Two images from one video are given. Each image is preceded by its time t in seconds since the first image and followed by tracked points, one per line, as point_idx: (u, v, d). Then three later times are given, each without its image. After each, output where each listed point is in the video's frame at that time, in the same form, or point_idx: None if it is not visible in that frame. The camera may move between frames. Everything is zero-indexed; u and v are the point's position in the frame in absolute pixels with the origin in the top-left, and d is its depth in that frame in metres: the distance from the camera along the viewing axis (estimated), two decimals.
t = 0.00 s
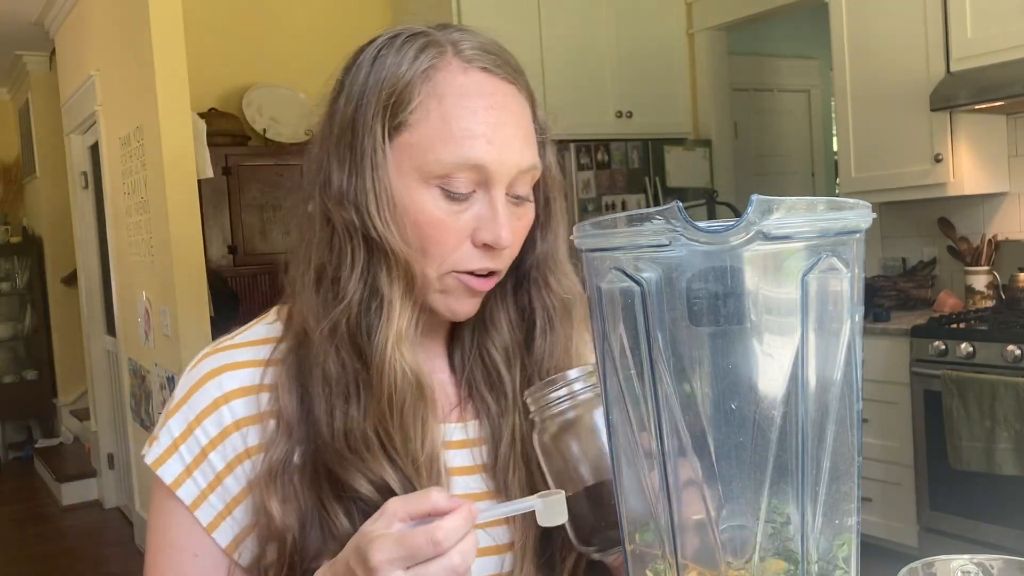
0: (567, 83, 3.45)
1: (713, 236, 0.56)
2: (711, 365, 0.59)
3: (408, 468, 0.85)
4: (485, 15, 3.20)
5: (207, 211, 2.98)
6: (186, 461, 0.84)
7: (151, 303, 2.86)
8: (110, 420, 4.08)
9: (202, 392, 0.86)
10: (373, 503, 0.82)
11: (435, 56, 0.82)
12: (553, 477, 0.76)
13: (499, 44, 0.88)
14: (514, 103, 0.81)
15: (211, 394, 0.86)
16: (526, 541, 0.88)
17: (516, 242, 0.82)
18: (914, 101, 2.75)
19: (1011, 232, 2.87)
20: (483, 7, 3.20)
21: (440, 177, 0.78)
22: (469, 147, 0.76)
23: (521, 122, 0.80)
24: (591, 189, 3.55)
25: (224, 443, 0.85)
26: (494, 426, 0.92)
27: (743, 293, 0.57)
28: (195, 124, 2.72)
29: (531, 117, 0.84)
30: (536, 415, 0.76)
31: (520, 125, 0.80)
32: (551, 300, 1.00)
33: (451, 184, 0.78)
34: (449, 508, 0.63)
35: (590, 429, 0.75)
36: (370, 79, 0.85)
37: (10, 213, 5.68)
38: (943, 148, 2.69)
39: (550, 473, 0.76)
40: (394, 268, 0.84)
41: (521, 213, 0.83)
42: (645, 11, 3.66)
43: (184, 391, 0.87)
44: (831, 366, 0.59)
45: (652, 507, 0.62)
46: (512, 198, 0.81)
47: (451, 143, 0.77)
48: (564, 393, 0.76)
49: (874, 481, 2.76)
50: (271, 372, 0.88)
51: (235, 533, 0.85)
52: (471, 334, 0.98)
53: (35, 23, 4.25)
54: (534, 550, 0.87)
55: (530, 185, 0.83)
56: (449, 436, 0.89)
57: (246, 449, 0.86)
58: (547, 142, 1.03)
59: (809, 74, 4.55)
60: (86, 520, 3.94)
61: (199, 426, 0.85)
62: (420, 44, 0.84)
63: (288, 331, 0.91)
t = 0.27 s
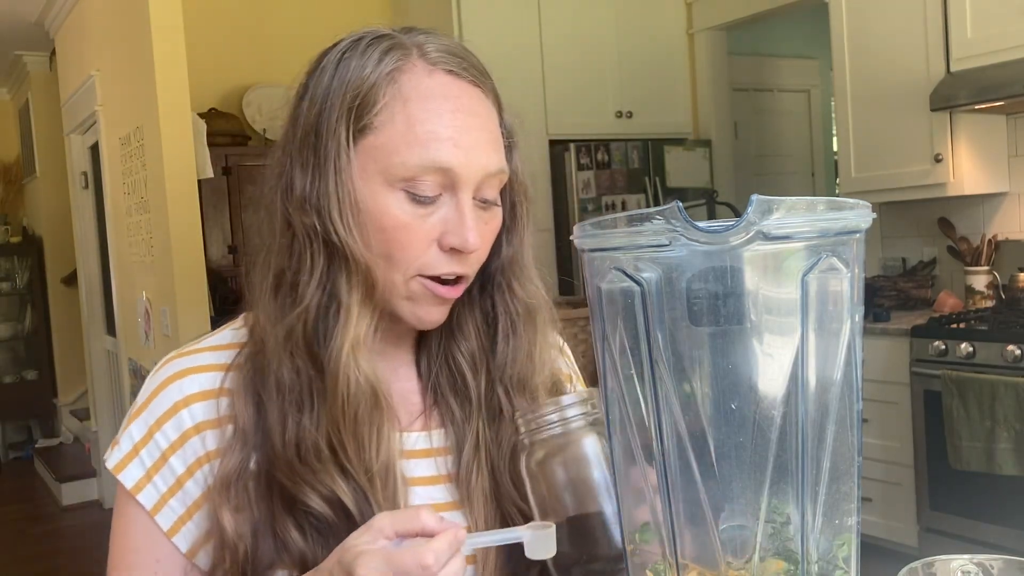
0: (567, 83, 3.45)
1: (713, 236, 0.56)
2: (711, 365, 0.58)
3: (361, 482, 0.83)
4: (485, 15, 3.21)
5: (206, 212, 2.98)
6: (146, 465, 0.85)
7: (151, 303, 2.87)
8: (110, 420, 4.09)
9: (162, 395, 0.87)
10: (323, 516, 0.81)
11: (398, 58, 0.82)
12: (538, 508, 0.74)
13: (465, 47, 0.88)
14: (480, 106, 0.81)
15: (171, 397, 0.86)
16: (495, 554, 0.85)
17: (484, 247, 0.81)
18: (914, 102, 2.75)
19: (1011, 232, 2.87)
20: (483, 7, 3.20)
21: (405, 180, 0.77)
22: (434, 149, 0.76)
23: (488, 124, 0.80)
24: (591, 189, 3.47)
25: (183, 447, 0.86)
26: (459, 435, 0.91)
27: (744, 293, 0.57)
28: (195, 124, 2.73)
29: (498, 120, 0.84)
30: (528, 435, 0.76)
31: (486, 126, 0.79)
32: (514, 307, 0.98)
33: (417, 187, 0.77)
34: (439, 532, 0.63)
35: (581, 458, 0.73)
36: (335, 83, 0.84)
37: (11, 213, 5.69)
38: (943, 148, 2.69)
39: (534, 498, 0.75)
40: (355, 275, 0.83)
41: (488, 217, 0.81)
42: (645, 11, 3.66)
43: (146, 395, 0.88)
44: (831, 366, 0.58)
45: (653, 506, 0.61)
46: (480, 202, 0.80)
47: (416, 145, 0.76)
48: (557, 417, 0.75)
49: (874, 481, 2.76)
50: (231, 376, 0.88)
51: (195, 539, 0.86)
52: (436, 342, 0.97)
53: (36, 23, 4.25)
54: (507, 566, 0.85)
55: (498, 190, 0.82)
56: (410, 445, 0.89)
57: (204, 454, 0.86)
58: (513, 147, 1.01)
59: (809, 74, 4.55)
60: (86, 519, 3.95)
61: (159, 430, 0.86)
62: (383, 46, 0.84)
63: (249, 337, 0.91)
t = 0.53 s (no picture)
0: (566, 83, 3.45)
1: (713, 235, 0.56)
2: (710, 365, 0.58)
3: (361, 486, 0.83)
4: (485, 16, 3.20)
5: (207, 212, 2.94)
6: (129, 489, 0.83)
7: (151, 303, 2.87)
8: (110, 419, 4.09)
9: (142, 416, 0.85)
10: (325, 527, 0.80)
11: (387, 59, 0.83)
12: (538, 517, 0.73)
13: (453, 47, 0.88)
14: (469, 110, 0.82)
15: (152, 417, 0.84)
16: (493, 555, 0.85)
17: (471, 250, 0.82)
18: (913, 102, 2.76)
19: (1011, 232, 2.87)
20: (483, 7, 3.20)
21: (396, 183, 0.77)
22: (425, 152, 0.76)
23: (477, 129, 0.81)
24: (591, 189, 3.47)
25: (168, 468, 0.84)
26: (452, 437, 0.92)
27: (743, 293, 0.57)
28: (195, 124, 2.73)
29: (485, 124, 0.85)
30: (525, 446, 0.73)
31: (476, 131, 0.80)
32: (508, 310, 1.00)
33: (406, 190, 0.78)
34: (440, 554, 0.63)
35: (579, 471, 0.71)
36: (326, 82, 0.83)
37: (11, 214, 5.69)
38: (943, 149, 2.69)
39: (534, 510, 0.73)
40: (349, 277, 0.83)
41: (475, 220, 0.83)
42: (645, 11, 3.66)
43: (125, 417, 0.86)
44: (830, 366, 0.58)
45: (653, 506, 0.61)
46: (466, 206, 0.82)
47: (406, 147, 0.77)
48: (557, 432, 0.72)
49: (874, 481, 2.76)
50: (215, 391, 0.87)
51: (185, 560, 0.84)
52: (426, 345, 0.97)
53: (36, 23, 4.25)
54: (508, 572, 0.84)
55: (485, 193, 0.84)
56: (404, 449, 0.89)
57: (190, 472, 0.84)
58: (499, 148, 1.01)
59: (809, 75, 4.55)
60: (85, 519, 3.94)
61: (142, 451, 0.84)
62: (371, 47, 0.84)
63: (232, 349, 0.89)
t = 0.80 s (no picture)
0: (566, 83, 3.45)
1: (713, 235, 0.55)
2: (710, 364, 0.58)
3: (316, 470, 0.80)
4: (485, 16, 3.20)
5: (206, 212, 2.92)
6: (112, 513, 0.80)
7: (151, 303, 2.86)
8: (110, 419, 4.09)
9: (123, 441, 0.81)
10: (286, 511, 0.79)
11: (311, 34, 0.83)
12: (525, 518, 0.68)
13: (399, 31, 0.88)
14: (394, 73, 0.79)
15: (133, 439, 0.81)
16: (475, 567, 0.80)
17: (403, 213, 0.76)
18: (913, 102, 2.75)
19: (1011, 232, 2.87)
20: (483, 7, 3.20)
21: (313, 141, 0.76)
22: (341, 105, 0.76)
23: (400, 91, 0.78)
24: (591, 189, 3.47)
25: (151, 490, 0.81)
26: (432, 452, 0.87)
27: (744, 293, 0.56)
28: (195, 125, 2.73)
29: (420, 92, 0.82)
30: (514, 445, 0.69)
31: (396, 92, 0.78)
32: (471, 312, 0.96)
33: (324, 146, 0.76)
34: (410, 547, 0.60)
35: (566, 470, 0.67)
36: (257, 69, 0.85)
37: (11, 213, 5.69)
38: (943, 149, 2.69)
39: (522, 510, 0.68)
40: (271, 256, 0.79)
41: (410, 181, 0.78)
42: (645, 10, 3.66)
43: (105, 439, 0.82)
44: (830, 366, 0.58)
45: (653, 507, 0.60)
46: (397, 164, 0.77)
47: (321, 108, 0.76)
48: (543, 428, 0.68)
49: (874, 481, 2.76)
50: (194, 407, 0.83)
51: None
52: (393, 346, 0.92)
53: (35, 23, 4.25)
54: None
55: (422, 154, 0.80)
56: (375, 462, 0.84)
57: (174, 493, 0.81)
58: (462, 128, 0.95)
59: (810, 74, 4.55)
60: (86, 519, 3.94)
61: (124, 474, 0.80)
62: (301, 30, 0.84)
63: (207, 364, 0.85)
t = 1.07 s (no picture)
0: (566, 83, 3.45)
1: (713, 235, 0.53)
2: (710, 365, 0.55)
3: (329, 478, 0.81)
4: (485, 15, 3.20)
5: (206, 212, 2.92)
6: (130, 502, 0.81)
7: (151, 303, 2.86)
8: (110, 419, 4.09)
9: (145, 431, 0.83)
10: (304, 517, 0.80)
11: (284, 35, 0.86)
12: (525, 521, 0.67)
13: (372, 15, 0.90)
14: (358, 58, 0.81)
15: (157, 429, 0.83)
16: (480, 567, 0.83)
17: (385, 194, 0.78)
18: (913, 102, 2.75)
19: (1011, 232, 2.87)
20: (483, 7, 3.20)
21: (286, 140, 0.79)
22: (303, 100, 0.78)
23: (364, 73, 0.80)
24: (591, 188, 3.47)
25: (170, 482, 0.82)
26: (450, 457, 0.87)
27: (744, 294, 0.54)
28: (195, 125, 2.72)
29: (389, 69, 0.83)
30: (514, 447, 0.67)
31: (358, 75, 0.79)
32: (464, 299, 0.96)
33: (298, 143, 0.78)
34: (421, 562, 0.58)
35: (567, 475, 0.66)
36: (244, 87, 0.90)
37: (11, 213, 5.69)
38: (943, 149, 2.68)
39: (521, 514, 0.68)
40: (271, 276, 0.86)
41: (389, 164, 0.80)
42: (645, 10, 3.66)
43: (127, 427, 0.84)
44: (830, 366, 0.56)
45: (655, 507, 0.58)
46: (371, 148, 0.79)
47: (288, 106, 0.79)
48: (544, 429, 0.66)
49: (875, 481, 2.76)
50: (217, 403, 0.85)
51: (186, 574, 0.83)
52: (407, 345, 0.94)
53: (35, 23, 4.25)
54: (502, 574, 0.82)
55: (398, 134, 0.82)
56: (397, 468, 0.85)
57: (193, 485, 0.83)
58: (452, 101, 0.95)
59: (810, 74, 4.55)
60: (86, 519, 3.95)
61: (144, 465, 0.82)
62: (277, 34, 0.87)
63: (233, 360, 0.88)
